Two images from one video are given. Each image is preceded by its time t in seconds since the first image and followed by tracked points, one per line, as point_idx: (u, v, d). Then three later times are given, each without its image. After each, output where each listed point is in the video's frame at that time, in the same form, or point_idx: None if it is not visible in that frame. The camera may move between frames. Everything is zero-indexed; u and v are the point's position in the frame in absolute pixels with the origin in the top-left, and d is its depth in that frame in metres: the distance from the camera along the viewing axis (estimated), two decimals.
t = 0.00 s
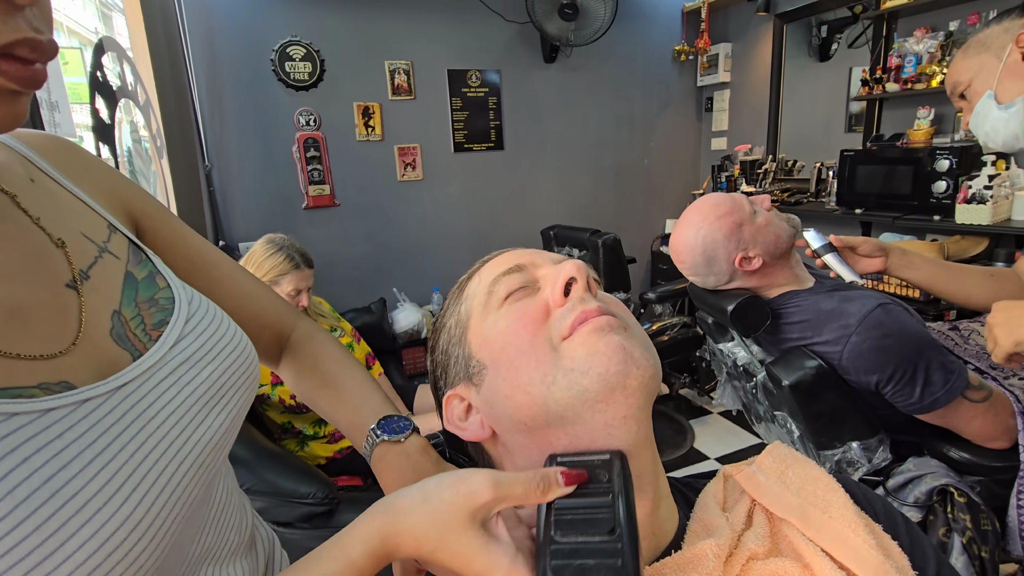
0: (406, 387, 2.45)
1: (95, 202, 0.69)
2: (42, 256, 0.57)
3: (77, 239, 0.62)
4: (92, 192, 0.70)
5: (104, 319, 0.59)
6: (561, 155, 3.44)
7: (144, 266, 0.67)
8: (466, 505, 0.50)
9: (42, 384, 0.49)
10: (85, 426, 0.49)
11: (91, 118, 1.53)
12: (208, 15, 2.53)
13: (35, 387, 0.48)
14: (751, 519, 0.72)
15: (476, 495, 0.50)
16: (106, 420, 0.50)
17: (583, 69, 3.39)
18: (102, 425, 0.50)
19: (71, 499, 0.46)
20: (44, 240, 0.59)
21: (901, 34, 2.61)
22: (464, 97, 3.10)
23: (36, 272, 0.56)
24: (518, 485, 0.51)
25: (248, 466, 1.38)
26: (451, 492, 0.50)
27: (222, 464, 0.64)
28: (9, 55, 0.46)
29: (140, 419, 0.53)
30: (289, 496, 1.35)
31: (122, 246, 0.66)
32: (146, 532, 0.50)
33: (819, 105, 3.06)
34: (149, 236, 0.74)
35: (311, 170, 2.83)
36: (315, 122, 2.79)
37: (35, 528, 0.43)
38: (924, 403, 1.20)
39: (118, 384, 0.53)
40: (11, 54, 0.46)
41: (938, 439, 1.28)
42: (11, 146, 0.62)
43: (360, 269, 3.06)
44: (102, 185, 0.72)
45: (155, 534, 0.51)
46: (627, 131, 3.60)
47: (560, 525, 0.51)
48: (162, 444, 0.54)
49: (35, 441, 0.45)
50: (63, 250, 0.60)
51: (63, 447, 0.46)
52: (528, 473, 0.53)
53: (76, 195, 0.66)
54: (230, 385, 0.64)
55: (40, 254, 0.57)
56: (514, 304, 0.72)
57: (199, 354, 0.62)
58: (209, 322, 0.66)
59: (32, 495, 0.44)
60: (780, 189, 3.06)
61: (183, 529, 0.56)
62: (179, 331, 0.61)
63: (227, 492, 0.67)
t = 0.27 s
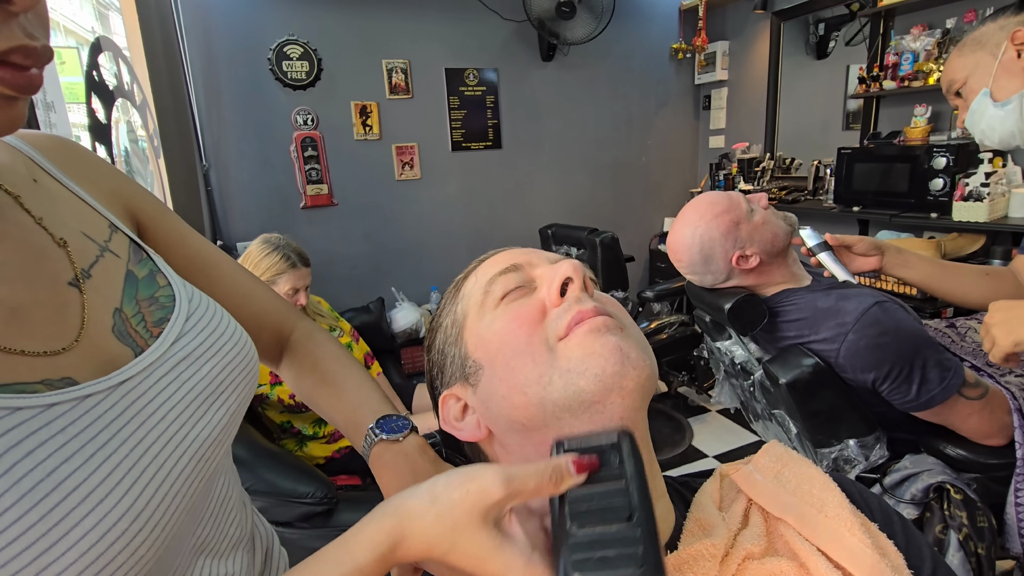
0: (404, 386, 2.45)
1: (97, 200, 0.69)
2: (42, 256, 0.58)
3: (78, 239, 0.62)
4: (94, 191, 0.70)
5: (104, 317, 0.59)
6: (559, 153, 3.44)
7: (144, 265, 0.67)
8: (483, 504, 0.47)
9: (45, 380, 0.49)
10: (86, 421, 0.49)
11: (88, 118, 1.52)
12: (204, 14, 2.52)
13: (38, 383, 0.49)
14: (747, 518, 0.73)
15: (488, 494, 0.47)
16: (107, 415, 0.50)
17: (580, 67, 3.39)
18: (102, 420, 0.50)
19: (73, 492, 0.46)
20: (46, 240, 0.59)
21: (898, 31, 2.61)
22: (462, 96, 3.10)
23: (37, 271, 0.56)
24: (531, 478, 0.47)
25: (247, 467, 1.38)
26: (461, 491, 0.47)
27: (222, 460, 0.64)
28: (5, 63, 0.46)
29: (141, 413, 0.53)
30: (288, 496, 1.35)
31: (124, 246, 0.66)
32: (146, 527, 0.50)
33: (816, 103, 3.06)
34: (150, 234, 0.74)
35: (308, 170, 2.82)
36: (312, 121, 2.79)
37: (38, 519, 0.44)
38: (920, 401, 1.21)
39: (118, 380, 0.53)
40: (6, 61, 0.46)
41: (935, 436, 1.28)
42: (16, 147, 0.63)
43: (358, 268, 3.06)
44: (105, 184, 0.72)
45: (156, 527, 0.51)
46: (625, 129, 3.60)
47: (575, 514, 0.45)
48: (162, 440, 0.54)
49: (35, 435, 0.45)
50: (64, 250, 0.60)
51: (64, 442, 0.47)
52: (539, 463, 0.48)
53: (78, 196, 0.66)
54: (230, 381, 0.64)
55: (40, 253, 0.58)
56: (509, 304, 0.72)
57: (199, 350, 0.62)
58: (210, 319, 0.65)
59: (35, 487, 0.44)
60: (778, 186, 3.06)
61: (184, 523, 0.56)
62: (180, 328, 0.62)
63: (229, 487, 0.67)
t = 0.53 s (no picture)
0: (402, 387, 2.45)
1: (103, 205, 0.71)
2: (46, 260, 0.60)
3: (82, 243, 0.64)
4: (100, 196, 0.72)
5: (107, 318, 0.61)
6: (557, 153, 3.44)
7: (148, 268, 0.68)
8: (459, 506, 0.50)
9: (48, 377, 0.51)
10: (86, 417, 0.51)
11: (83, 119, 1.52)
12: (201, 15, 2.52)
13: (41, 381, 0.51)
14: (736, 520, 0.74)
15: (467, 485, 0.50)
16: (106, 412, 0.52)
17: (578, 66, 3.39)
18: (101, 417, 0.52)
19: (71, 485, 0.48)
20: (51, 245, 0.61)
21: (895, 30, 2.63)
22: (459, 95, 3.10)
23: (41, 275, 0.58)
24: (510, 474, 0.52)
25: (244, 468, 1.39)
26: (442, 483, 0.50)
27: (220, 456, 0.66)
28: (28, 85, 0.48)
29: (139, 410, 0.55)
30: (285, 497, 1.35)
31: (127, 249, 0.68)
32: (141, 521, 0.52)
33: (813, 102, 3.07)
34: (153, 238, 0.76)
35: (305, 170, 2.83)
36: (309, 122, 2.79)
37: (37, 510, 0.46)
38: (914, 400, 1.22)
39: (118, 378, 0.55)
40: (30, 84, 0.48)
41: (930, 435, 1.28)
42: (27, 156, 0.66)
43: (356, 268, 3.06)
44: (111, 190, 0.74)
45: (152, 519, 0.53)
46: (622, 128, 3.60)
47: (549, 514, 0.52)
48: (157, 437, 0.55)
49: (35, 431, 0.47)
50: (68, 254, 0.62)
51: (63, 438, 0.48)
52: (520, 464, 0.54)
53: (86, 201, 0.68)
54: (228, 379, 0.66)
55: (44, 257, 0.60)
56: (500, 307, 0.72)
57: (197, 350, 0.64)
58: (209, 319, 0.67)
59: (35, 480, 0.46)
60: (775, 185, 3.06)
61: (180, 516, 0.58)
62: (180, 328, 0.63)
63: (229, 481, 0.69)
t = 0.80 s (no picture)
0: (402, 386, 2.45)
1: (116, 204, 0.73)
2: (59, 258, 0.62)
3: (95, 241, 0.66)
4: (115, 194, 0.74)
5: (119, 312, 0.63)
6: (555, 152, 3.45)
7: (159, 263, 0.70)
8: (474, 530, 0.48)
9: (62, 368, 0.53)
10: (99, 405, 0.53)
11: (81, 119, 1.52)
12: (198, 15, 2.52)
13: (56, 371, 0.53)
14: (733, 517, 0.74)
15: (481, 509, 0.48)
16: (118, 400, 0.54)
17: (576, 65, 3.39)
18: (112, 405, 0.54)
19: (85, 469, 0.50)
20: (65, 243, 0.64)
21: (892, 28, 2.62)
22: (457, 95, 3.10)
23: (55, 272, 0.60)
24: (523, 500, 0.49)
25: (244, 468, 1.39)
26: (454, 501, 0.48)
27: (232, 445, 0.68)
28: (8, 99, 0.48)
29: (151, 399, 0.57)
30: (285, 496, 1.35)
31: (140, 246, 0.70)
32: (150, 506, 0.54)
33: (811, 100, 3.07)
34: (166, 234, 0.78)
35: (304, 170, 2.83)
36: (307, 122, 2.79)
37: (53, 493, 0.48)
38: (912, 396, 1.22)
39: (130, 368, 0.57)
40: (9, 97, 0.48)
41: (926, 432, 1.28)
42: (44, 158, 0.69)
43: (355, 268, 3.06)
44: (126, 188, 0.76)
45: (164, 503, 0.55)
46: (621, 127, 3.61)
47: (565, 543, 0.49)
48: (167, 424, 0.57)
49: (49, 419, 0.49)
50: (82, 252, 0.64)
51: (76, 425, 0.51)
52: (534, 490, 0.51)
53: (101, 199, 0.70)
54: (238, 370, 0.68)
55: (59, 255, 0.62)
56: (497, 306, 0.73)
57: (206, 343, 0.65)
58: (218, 313, 0.68)
59: (51, 464, 0.48)
60: (773, 183, 3.06)
61: (192, 502, 0.60)
62: (190, 321, 0.65)
63: (242, 470, 0.71)
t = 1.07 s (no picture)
0: (402, 385, 2.45)
1: (122, 204, 0.73)
2: (67, 258, 0.62)
3: (101, 241, 0.66)
4: (121, 195, 0.74)
5: (124, 311, 0.63)
6: (554, 151, 3.45)
7: (164, 263, 0.70)
8: (472, 502, 0.49)
9: (66, 365, 0.54)
10: (101, 400, 0.53)
11: (79, 119, 1.52)
12: (197, 15, 2.51)
13: (60, 368, 0.53)
14: (733, 514, 0.74)
15: (480, 481, 0.49)
16: (121, 396, 0.55)
17: (574, 64, 3.39)
18: (115, 401, 0.54)
19: (87, 464, 0.50)
20: (72, 242, 0.64)
21: (890, 25, 2.62)
22: (456, 94, 3.10)
23: (62, 271, 0.61)
24: (522, 469, 0.50)
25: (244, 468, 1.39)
26: (452, 478, 0.49)
27: (235, 443, 0.68)
28: None
29: (152, 396, 0.57)
30: (285, 496, 1.35)
31: (145, 245, 0.70)
32: (152, 501, 0.54)
33: (810, 98, 3.07)
34: (171, 235, 0.78)
35: (303, 170, 2.82)
36: (306, 121, 2.78)
37: (55, 487, 0.48)
38: (911, 393, 1.22)
39: (133, 366, 0.57)
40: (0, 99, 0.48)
41: (927, 429, 1.29)
42: (52, 157, 0.69)
43: (355, 267, 3.06)
44: (132, 190, 0.77)
45: (165, 499, 0.55)
46: (620, 125, 3.61)
47: (567, 509, 0.50)
48: (169, 421, 0.57)
49: (53, 413, 0.50)
50: (88, 252, 0.64)
51: (79, 420, 0.51)
52: (530, 455, 0.51)
53: (108, 201, 0.71)
54: (241, 369, 0.68)
55: (66, 254, 0.62)
56: (497, 305, 0.73)
57: (210, 341, 0.65)
58: (222, 312, 0.69)
59: (53, 458, 0.48)
60: (772, 181, 3.07)
61: (194, 499, 0.60)
62: (193, 320, 0.65)
63: (245, 469, 0.71)
